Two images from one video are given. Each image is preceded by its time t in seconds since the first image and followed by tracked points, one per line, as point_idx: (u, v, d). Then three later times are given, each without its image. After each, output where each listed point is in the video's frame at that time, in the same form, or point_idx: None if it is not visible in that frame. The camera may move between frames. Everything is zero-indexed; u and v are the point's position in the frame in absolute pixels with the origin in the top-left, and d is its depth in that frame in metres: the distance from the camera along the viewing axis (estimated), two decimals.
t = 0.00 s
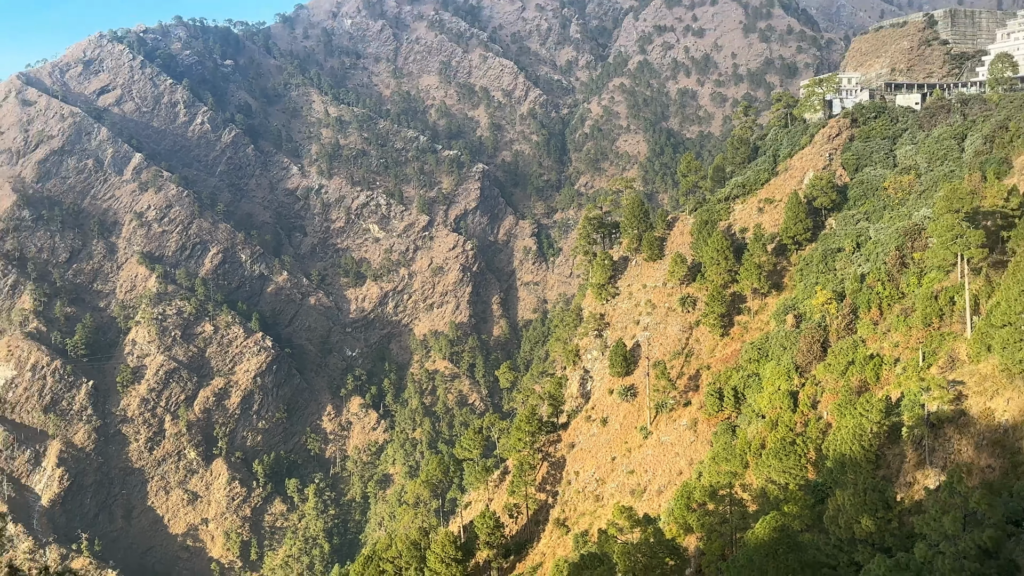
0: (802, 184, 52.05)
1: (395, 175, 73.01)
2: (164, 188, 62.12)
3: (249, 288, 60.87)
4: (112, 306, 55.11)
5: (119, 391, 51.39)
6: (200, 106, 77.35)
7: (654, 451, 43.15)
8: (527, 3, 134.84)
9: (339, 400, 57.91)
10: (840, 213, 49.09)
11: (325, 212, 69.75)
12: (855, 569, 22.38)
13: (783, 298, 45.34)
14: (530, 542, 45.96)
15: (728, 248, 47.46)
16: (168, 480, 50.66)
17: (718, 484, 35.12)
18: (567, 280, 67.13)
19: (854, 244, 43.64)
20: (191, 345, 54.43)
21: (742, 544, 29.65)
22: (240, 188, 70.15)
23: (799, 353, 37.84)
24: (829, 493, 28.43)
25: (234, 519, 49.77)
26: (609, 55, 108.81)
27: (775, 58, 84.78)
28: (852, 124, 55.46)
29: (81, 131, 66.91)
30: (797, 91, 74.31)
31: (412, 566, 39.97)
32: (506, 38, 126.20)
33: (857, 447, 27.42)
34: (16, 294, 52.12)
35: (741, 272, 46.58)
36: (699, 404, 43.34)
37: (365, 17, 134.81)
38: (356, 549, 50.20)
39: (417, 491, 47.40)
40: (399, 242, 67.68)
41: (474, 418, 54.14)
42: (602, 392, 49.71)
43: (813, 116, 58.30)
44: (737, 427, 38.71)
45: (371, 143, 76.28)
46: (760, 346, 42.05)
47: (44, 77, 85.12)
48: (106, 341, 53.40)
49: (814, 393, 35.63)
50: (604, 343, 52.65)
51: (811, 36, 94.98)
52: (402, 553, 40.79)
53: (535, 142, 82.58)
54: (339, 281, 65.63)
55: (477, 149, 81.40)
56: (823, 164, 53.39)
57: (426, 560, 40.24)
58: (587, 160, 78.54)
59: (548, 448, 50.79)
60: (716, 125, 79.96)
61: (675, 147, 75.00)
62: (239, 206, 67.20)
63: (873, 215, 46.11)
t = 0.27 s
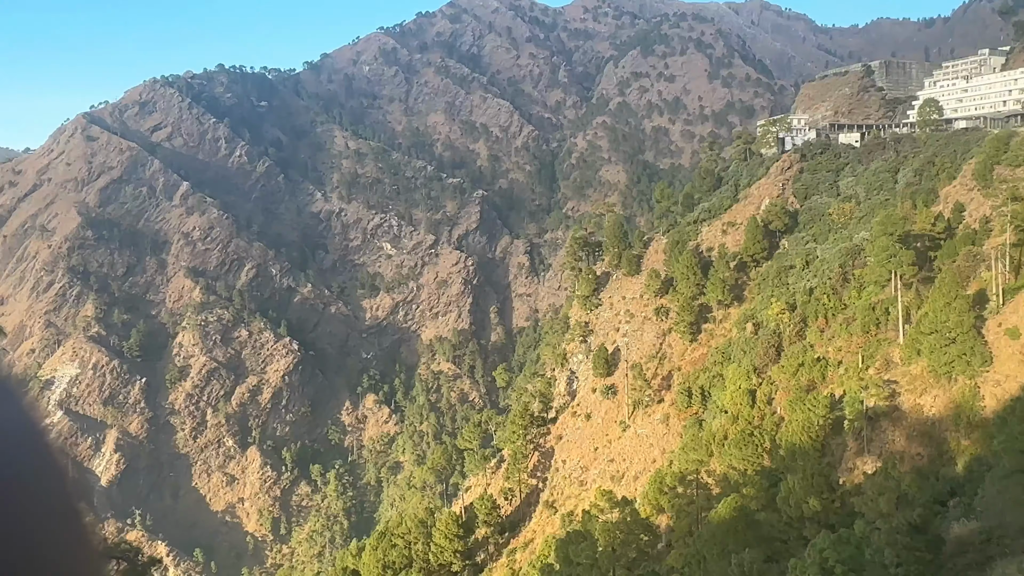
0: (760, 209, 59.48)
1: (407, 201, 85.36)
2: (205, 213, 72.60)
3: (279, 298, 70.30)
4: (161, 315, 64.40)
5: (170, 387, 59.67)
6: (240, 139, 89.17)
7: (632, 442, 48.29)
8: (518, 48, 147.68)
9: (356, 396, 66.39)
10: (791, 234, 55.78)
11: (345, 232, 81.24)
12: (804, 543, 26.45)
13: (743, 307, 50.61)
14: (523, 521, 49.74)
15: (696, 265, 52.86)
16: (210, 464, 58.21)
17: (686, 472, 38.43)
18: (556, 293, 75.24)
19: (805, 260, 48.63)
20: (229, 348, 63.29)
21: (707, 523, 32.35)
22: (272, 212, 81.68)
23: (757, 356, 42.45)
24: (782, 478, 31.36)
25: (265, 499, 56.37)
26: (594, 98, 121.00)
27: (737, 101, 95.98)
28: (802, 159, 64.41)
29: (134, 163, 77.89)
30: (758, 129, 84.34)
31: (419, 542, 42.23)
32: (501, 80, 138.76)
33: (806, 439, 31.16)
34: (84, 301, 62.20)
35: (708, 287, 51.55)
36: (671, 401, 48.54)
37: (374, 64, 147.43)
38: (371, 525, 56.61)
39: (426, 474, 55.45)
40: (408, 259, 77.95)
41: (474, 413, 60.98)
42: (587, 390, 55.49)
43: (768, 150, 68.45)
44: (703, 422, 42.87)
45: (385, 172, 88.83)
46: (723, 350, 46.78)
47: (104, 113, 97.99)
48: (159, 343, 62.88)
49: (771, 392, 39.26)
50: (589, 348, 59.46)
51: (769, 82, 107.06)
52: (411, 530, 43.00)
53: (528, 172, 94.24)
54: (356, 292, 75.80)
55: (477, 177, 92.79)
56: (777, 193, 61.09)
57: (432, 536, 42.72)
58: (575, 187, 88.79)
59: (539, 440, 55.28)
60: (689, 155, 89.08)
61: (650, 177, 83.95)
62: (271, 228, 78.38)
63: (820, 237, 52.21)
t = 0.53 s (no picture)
0: (741, 223, 62.84)
1: (410, 216, 92.04)
2: (220, 225, 79.56)
3: (290, 306, 75.63)
4: (179, 321, 69.58)
5: (185, 390, 63.00)
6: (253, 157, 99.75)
7: (621, 442, 50.59)
8: (515, 74, 156.49)
9: (361, 399, 70.40)
10: (771, 246, 58.46)
11: (352, 244, 88.12)
12: (784, 538, 26.54)
13: (725, 316, 53.20)
14: (518, 517, 52.46)
15: (680, 277, 55.58)
16: (223, 462, 60.79)
17: (671, 470, 39.01)
18: (551, 302, 80.21)
19: (784, 272, 51.16)
20: (242, 353, 67.41)
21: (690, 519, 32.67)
22: (283, 225, 89.15)
23: (738, 362, 44.09)
24: (761, 476, 31.60)
25: (276, 496, 59.22)
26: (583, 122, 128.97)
27: (719, 124, 102.17)
28: (781, 177, 68.50)
29: (156, 177, 86.30)
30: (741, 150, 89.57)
31: (420, 536, 44.48)
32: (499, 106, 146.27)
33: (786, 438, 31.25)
34: (106, 309, 66.55)
35: (693, 296, 53.98)
36: (657, 404, 50.81)
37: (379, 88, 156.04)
38: (375, 521, 59.43)
39: (427, 472, 58.45)
40: (411, 269, 83.83)
41: (473, 415, 64.49)
42: (578, 394, 58.74)
43: (749, 169, 73.42)
44: (688, 424, 44.49)
45: (389, 189, 96.13)
46: (706, 356, 48.84)
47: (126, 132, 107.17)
48: (175, 347, 67.02)
49: (751, 395, 40.77)
50: (581, 354, 62.78)
51: (749, 106, 113.90)
52: (412, 525, 45.52)
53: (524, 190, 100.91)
54: (362, 301, 81.92)
55: (477, 194, 100.11)
56: (757, 210, 64.72)
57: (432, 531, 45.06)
58: (568, 204, 95.00)
59: (534, 441, 58.45)
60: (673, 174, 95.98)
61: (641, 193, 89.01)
62: (282, 239, 85.54)
63: (797, 251, 55.00)
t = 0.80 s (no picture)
0: (729, 237, 65.31)
1: (410, 228, 96.05)
2: (228, 236, 83.73)
3: (295, 314, 79.01)
4: (188, 328, 72.50)
5: (193, 394, 65.39)
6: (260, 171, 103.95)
7: (613, 446, 52.73)
8: (512, 92, 162.48)
9: (363, 404, 73.10)
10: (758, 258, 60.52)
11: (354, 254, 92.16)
12: (770, 539, 28.75)
13: (713, 325, 55.83)
14: (514, 519, 54.64)
15: (671, 287, 57.66)
16: (229, 464, 63.07)
17: (662, 474, 41.43)
18: (546, 310, 84.11)
19: (769, 283, 53.44)
20: (248, 359, 69.93)
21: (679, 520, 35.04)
22: (289, 236, 93.57)
23: (726, 369, 45.80)
24: (747, 479, 33.71)
25: (279, 497, 61.19)
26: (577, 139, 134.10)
27: (708, 141, 106.35)
28: (766, 193, 71.23)
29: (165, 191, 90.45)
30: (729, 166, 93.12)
31: (419, 536, 46.80)
32: (497, 124, 151.15)
33: (770, 444, 33.17)
34: (118, 317, 69.32)
35: (682, 306, 56.30)
36: (648, 409, 53.04)
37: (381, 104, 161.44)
38: (375, 522, 61.64)
39: (426, 474, 60.70)
40: (412, 279, 87.59)
41: (470, 420, 66.97)
42: (571, 400, 61.46)
43: (735, 184, 76.97)
44: (677, 429, 46.22)
45: (391, 202, 100.55)
46: (695, 365, 51.25)
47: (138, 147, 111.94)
48: (184, 354, 69.74)
49: (738, 401, 42.65)
50: (575, 362, 65.26)
51: (737, 123, 118.22)
52: (411, 526, 47.92)
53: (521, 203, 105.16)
54: (365, 309, 85.63)
55: (475, 207, 104.26)
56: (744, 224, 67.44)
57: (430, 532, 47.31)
58: (563, 217, 99.01)
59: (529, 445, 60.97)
60: (664, 189, 100.47)
61: (632, 206, 93.47)
62: (288, 250, 89.71)
63: (783, 262, 56.90)
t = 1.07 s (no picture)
0: (726, 245, 65.60)
1: (409, 235, 96.73)
2: (227, 243, 84.29)
3: (294, 321, 79.21)
4: (187, 335, 72.66)
5: (191, 401, 65.45)
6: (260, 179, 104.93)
7: (611, 454, 52.63)
8: (510, 101, 164.15)
9: (361, 411, 73.20)
10: (755, 266, 60.68)
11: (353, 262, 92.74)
12: (766, 547, 28.81)
13: (710, 332, 55.96)
14: (511, 526, 54.49)
15: (668, 295, 57.91)
16: (227, 471, 63.06)
17: (660, 481, 41.53)
18: (543, 318, 84.84)
19: (765, 291, 53.59)
20: (247, 366, 70.09)
21: (676, 528, 35.15)
22: (288, 243, 94.20)
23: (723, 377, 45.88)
24: (743, 487, 33.87)
25: (277, 504, 61.13)
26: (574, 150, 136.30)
27: (705, 149, 107.35)
28: (763, 201, 71.69)
29: (165, 199, 91.29)
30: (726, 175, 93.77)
31: (416, 544, 46.71)
32: (496, 133, 152.23)
33: (767, 452, 33.32)
34: (116, 323, 69.45)
35: (679, 314, 56.40)
36: (645, 416, 53.01)
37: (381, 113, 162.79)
38: (372, 529, 61.39)
39: (423, 482, 60.70)
40: (410, 287, 88.19)
41: (468, 427, 67.09)
42: (569, 407, 61.35)
43: (733, 193, 77.55)
44: (674, 436, 46.24)
45: (390, 209, 101.40)
46: (693, 372, 51.14)
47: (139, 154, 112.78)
48: (182, 360, 69.85)
49: (735, 409, 42.70)
50: (572, 369, 65.38)
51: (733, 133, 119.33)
52: (409, 534, 47.83)
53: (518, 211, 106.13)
54: (363, 317, 86.12)
55: (473, 214, 105.19)
56: (741, 232, 67.66)
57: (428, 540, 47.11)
58: (560, 225, 99.85)
59: (527, 452, 60.92)
60: (661, 197, 101.33)
61: (629, 214, 94.41)
62: (287, 258, 90.17)
63: (780, 270, 57.12)
